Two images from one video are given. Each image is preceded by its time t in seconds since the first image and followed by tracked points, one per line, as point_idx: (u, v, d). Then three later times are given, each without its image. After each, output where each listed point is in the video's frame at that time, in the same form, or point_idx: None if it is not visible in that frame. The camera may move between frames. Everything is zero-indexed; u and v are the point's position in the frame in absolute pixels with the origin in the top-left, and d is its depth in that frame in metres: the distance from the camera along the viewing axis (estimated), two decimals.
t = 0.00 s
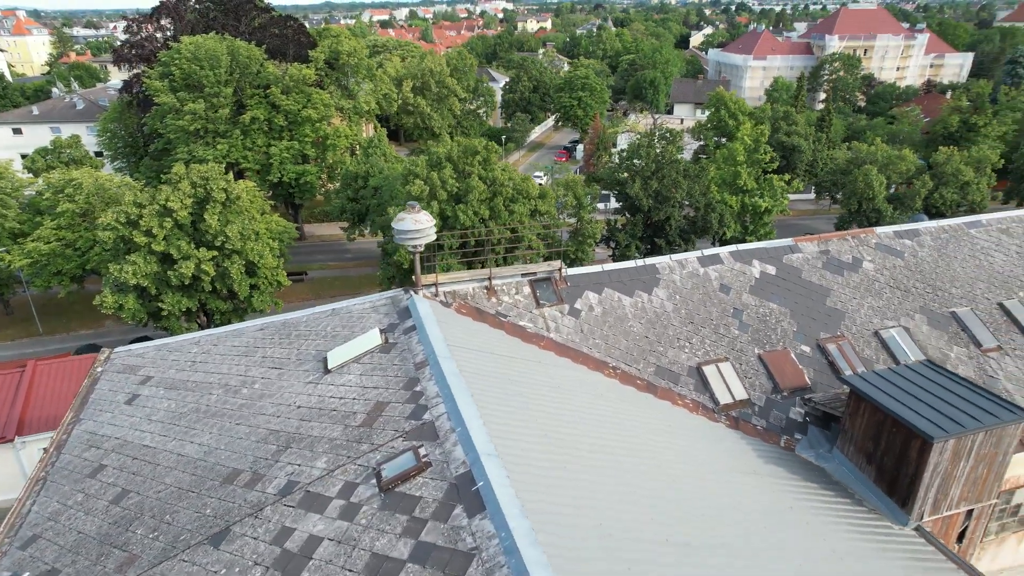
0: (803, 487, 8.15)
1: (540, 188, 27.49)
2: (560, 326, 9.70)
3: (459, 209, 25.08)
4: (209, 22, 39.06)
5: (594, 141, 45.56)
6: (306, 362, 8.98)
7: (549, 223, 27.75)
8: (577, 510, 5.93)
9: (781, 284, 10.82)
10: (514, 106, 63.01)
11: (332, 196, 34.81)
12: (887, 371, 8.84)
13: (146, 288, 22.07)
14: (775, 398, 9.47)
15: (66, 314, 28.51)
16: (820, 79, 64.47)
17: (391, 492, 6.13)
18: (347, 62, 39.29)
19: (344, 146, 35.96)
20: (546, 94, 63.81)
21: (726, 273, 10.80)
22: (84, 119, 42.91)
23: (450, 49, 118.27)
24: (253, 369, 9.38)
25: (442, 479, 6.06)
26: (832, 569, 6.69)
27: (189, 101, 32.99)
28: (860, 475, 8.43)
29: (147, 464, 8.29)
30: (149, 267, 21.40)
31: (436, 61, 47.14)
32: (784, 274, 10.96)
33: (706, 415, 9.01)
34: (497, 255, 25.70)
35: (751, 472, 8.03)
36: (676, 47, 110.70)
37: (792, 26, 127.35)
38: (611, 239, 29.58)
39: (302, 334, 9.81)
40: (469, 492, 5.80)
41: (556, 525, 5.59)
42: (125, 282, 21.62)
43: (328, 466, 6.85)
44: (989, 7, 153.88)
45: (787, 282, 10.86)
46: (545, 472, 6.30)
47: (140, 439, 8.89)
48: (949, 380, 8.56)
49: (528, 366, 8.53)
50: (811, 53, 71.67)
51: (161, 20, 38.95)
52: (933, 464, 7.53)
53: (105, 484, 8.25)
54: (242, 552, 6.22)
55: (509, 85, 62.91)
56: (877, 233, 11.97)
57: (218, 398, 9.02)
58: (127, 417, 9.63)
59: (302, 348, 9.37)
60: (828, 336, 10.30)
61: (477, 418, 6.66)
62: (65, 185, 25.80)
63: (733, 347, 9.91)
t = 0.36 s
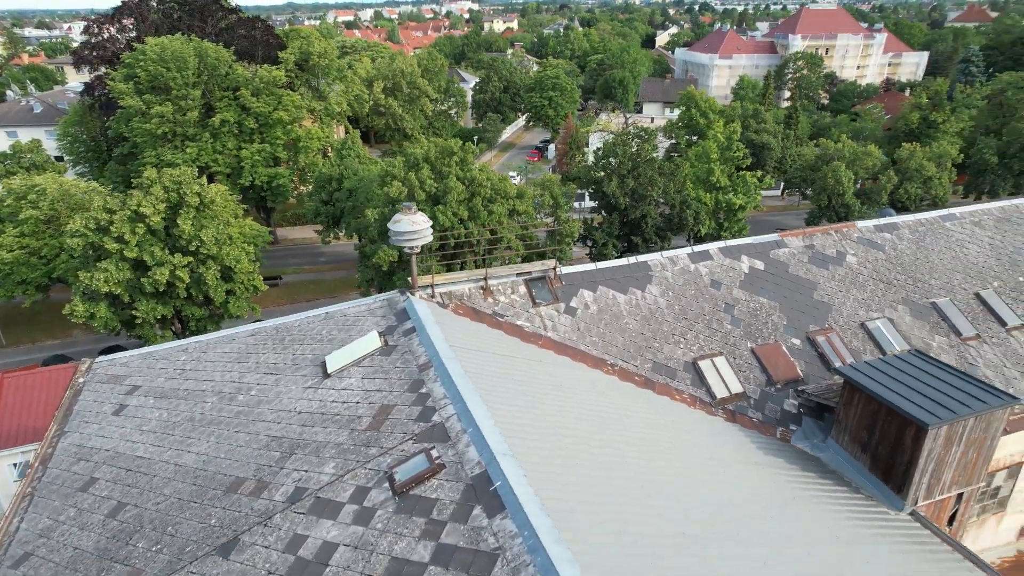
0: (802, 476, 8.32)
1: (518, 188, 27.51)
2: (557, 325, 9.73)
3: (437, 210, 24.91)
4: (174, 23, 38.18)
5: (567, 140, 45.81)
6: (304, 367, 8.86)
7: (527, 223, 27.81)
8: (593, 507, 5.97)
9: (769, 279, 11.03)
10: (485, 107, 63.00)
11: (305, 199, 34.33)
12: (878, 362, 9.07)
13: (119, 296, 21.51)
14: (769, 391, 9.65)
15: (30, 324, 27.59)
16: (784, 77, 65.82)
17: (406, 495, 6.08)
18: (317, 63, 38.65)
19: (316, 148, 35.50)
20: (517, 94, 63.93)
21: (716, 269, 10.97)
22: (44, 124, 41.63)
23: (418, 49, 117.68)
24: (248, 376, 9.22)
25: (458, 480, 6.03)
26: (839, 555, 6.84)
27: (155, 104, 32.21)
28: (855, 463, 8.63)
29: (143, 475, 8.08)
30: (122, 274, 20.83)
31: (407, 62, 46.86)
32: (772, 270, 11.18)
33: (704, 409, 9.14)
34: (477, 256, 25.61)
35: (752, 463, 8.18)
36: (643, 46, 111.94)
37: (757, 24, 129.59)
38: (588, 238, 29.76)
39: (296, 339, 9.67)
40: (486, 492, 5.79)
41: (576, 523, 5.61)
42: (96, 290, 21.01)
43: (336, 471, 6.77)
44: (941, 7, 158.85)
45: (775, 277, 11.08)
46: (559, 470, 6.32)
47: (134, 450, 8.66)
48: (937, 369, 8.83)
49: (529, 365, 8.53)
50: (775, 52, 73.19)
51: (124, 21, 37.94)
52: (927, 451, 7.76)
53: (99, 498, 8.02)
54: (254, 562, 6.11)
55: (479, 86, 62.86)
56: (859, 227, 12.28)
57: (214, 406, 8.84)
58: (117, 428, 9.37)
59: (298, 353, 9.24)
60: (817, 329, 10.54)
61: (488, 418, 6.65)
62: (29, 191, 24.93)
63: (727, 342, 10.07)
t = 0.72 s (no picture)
0: (798, 464, 8.53)
1: (492, 188, 27.46)
2: (552, 322, 9.78)
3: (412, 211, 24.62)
4: (131, 24, 37.01)
5: (535, 140, 45.95)
6: (301, 372, 8.72)
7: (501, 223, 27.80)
8: (609, 503, 6.03)
9: (754, 273, 11.29)
10: (451, 107, 62.74)
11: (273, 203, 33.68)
12: (865, 350, 9.36)
13: (85, 306, 20.84)
14: (760, 382, 9.87)
15: None
16: (743, 76, 67.17)
17: (423, 497, 6.05)
18: (282, 65, 38.05)
19: (283, 151, 34.86)
20: (482, 94, 63.87)
21: (704, 264, 11.18)
22: None
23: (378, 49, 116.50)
24: (241, 383, 9.02)
25: (475, 481, 6.02)
26: (843, 539, 7.03)
27: (114, 107, 31.22)
28: (847, 450, 8.89)
29: (138, 488, 7.85)
30: (88, 283, 20.17)
31: (372, 64, 46.35)
32: (756, 264, 11.45)
33: (699, 402, 9.31)
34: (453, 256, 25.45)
35: (750, 453, 8.35)
36: (604, 45, 113.02)
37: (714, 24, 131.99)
38: (561, 237, 29.91)
39: (289, 344, 9.51)
40: (505, 491, 5.79)
41: (596, 518, 5.66)
42: (60, 300, 20.28)
43: (346, 477, 6.68)
44: (888, 7, 164.29)
45: (759, 272, 11.34)
46: (573, 467, 6.35)
47: (126, 463, 8.41)
48: (921, 355, 9.14)
49: (529, 364, 8.55)
50: (734, 51, 74.74)
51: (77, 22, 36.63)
52: (917, 434, 8.05)
53: (93, 514, 7.75)
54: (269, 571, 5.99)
55: (445, 86, 62.59)
56: (836, 221, 12.65)
57: (207, 415, 8.64)
58: (105, 441, 9.08)
59: (293, 358, 9.09)
60: (802, 320, 10.82)
61: (499, 418, 6.63)
62: None
63: (717, 335, 10.26)
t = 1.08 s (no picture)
0: (796, 452, 8.75)
1: (467, 188, 27.39)
2: (549, 321, 9.85)
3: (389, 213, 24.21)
4: (87, 25, 35.84)
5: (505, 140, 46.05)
6: (301, 377, 8.61)
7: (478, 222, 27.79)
8: (628, 494, 6.11)
9: (741, 267, 11.54)
10: (417, 108, 62.43)
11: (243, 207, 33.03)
12: (853, 339, 9.66)
13: (52, 316, 20.18)
14: (752, 373, 10.11)
15: None
16: (706, 74, 68.41)
17: (442, 498, 6.04)
18: (247, 67, 37.43)
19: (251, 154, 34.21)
20: (448, 95, 63.67)
21: (693, 260, 11.38)
22: None
23: (340, 50, 115.14)
24: (238, 391, 8.85)
25: (495, 479, 6.05)
26: (847, 522, 7.24)
27: (73, 111, 30.21)
28: (839, 437, 9.17)
29: (138, 501, 7.65)
30: (55, 294, 19.49)
31: (339, 65, 45.75)
32: (743, 259, 11.70)
33: (697, 395, 9.47)
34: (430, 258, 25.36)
35: (750, 443, 8.54)
36: (567, 45, 113.84)
37: (674, 24, 134.06)
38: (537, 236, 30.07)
39: (284, 350, 9.37)
40: (527, 488, 5.83)
41: (618, 510, 5.74)
42: (25, 311, 19.54)
43: (360, 480, 6.63)
44: (840, 7, 169.15)
45: (746, 266, 11.60)
46: (589, 461, 6.42)
47: (122, 476, 8.18)
48: (906, 343, 9.48)
49: (531, 362, 8.59)
50: (696, 50, 76.04)
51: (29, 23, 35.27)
52: (908, 419, 8.35)
53: (91, 529, 7.52)
54: None
55: (411, 87, 62.23)
56: (815, 216, 13.01)
57: (205, 424, 8.47)
58: (96, 454, 8.81)
59: (291, 363, 8.97)
60: (789, 312, 11.11)
61: (513, 416, 6.67)
62: None
63: (709, 330, 10.46)
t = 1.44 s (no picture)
0: (792, 437, 8.97)
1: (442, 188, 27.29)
2: (546, 316, 9.91)
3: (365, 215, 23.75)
4: (40, 26, 34.61)
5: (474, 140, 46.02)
6: (302, 379, 8.49)
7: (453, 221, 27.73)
8: (645, 481, 6.20)
9: (728, 259, 11.78)
10: (383, 109, 61.95)
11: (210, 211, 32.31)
12: (841, 326, 9.95)
13: (15, 326, 19.38)
14: (744, 362, 10.33)
15: None
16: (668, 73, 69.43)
17: (462, 493, 6.04)
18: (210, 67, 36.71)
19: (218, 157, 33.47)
20: (414, 95, 63.25)
21: (682, 253, 11.57)
22: None
23: (299, 51, 113.22)
24: (235, 395, 8.69)
25: (514, 472, 6.09)
26: (850, 501, 7.45)
27: (28, 114, 29.19)
28: (832, 421, 9.44)
29: (139, 511, 7.45)
30: (19, 303, 18.81)
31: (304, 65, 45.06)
32: (729, 251, 11.94)
33: (693, 384, 9.63)
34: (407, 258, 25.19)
35: (749, 430, 8.73)
36: (529, 44, 114.34)
37: (634, 24, 135.50)
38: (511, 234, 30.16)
39: (281, 352, 9.23)
40: (548, 479, 5.88)
41: (639, 496, 5.83)
42: None
43: (375, 479, 6.58)
44: (792, 6, 173.51)
45: (732, 258, 11.85)
46: (604, 451, 6.50)
47: (118, 486, 7.95)
48: (892, 328, 9.82)
49: (533, 357, 8.64)
50: (658, 49, 76.84)
51: None
52: (899, 401, 8.65)
53: (90, 541, 7.28)
54: None
55: (376, 87, 61.68)
56: (795, 208, 13.36)
57: (204, 430, 8.29)
58: (87, 466, 8.54)
59: (290, 365, 8.85)
60: (776, 302, 11.39)
61: (526, 410, 6.70)
62: None
63: (701, 321, 10.65)
